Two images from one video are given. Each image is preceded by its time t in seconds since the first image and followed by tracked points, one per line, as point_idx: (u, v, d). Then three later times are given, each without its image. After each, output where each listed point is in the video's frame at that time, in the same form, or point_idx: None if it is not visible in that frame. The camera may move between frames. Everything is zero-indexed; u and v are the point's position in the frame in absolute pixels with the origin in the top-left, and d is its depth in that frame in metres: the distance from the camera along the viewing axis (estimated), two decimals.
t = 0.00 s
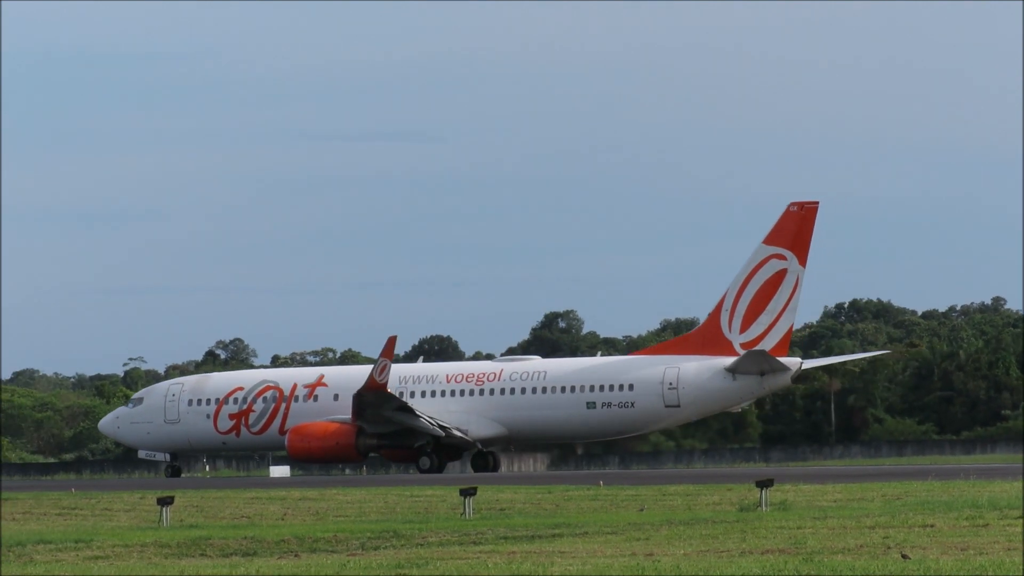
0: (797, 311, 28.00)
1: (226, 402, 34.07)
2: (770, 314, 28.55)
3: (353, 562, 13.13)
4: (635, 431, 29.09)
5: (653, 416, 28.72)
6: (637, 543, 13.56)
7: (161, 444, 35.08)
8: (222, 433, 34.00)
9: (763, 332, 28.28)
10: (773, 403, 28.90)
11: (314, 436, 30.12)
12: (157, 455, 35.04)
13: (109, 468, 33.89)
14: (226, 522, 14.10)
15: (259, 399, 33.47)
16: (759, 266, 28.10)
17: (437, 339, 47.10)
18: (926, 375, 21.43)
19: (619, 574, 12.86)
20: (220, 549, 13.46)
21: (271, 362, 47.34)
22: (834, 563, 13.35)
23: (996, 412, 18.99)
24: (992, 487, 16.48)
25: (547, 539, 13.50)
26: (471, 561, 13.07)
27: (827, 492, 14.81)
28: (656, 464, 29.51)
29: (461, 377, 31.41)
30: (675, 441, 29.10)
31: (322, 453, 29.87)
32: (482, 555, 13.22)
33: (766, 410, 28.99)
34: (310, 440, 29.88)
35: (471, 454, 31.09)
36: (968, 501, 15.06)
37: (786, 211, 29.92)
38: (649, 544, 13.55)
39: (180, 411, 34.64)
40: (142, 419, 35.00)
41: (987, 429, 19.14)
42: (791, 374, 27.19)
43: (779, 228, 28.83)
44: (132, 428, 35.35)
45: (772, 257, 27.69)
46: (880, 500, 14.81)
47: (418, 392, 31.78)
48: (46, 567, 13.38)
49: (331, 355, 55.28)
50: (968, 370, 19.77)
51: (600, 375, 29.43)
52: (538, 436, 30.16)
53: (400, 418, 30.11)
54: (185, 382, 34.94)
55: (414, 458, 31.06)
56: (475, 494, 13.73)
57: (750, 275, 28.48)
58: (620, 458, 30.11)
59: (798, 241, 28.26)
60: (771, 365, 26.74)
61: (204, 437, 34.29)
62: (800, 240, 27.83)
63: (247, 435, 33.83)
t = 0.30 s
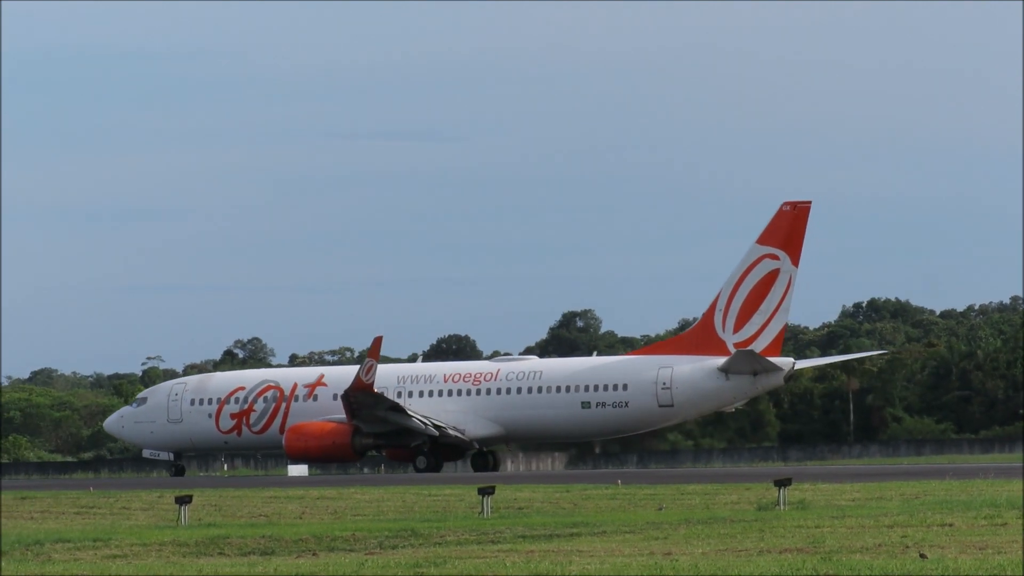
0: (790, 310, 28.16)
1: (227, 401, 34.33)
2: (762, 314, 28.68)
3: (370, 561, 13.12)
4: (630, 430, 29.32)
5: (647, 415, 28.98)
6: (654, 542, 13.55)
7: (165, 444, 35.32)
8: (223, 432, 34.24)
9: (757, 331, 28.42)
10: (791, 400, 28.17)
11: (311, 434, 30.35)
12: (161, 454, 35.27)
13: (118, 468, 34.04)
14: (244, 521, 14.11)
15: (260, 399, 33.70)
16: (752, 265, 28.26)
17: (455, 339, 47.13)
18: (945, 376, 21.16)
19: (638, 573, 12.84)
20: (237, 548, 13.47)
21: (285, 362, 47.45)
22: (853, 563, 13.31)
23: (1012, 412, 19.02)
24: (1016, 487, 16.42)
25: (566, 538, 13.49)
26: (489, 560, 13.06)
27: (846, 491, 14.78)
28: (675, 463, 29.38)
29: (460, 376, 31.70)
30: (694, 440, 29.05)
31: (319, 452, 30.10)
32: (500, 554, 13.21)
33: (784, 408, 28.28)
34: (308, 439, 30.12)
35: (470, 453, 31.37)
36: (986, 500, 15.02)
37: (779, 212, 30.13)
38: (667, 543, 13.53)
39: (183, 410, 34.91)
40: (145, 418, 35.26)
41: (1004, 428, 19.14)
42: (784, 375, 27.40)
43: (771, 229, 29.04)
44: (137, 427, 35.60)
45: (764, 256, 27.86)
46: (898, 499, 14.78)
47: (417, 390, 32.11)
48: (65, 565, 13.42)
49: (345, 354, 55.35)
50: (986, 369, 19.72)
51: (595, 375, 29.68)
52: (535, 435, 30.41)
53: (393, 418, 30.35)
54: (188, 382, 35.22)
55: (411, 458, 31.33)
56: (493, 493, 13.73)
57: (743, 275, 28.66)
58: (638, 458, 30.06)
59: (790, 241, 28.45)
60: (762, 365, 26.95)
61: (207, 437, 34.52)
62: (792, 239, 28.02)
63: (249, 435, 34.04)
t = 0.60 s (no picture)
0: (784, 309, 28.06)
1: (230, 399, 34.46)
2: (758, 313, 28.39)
3: (390, 559, 13.11)
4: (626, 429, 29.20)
5: (643, 414, 28.86)
6: (674, 539, 13.53)
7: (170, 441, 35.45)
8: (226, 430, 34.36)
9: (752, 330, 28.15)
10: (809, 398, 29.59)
11: (309, 433, 30.38)
12: (166, 451, 35.41)
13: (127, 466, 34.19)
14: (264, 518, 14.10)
15: (262, 396, 33.80)
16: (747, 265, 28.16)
17: (474, 337, 47.14)
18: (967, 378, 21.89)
19: (657, 571, 12.83)
20: (256, 545, 13.46)
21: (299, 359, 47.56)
22: (873, 561, 13.28)
23: None
24: None
25: (585, 536, 13.47)
26: (509, 558, 13.05)
27: (865, 489, 14.74)
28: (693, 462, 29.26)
29: (458, 374, 31.57)
30: (714, 439, 28.95)
31: (317, 451, 30.12)
32: (520, 551, 13.21)
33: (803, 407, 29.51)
34: (305, 438, 30.16)
35: (470, 452, 31.25)
36: (1008, 499, 14.96)
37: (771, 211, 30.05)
38: (686, 541, 13.52)
39: (187, 408, 35.03)
40: (150, 415, 35.41)
41: None
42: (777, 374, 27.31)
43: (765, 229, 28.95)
44: (142, 424, 35.80)
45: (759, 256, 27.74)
46: (917, 497, 14.74)
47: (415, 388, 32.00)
48: (85, 562, 13.42)
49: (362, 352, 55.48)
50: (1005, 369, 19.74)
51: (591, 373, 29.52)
52: (531, 434, 30.27)
53: (386, 417, 30.22)
54: (192, 379, 35.31)
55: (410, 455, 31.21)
56: (512, 490, 13.68)
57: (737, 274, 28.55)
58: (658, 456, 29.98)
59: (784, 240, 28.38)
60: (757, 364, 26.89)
61: (211, 435, 34.66)
62: (787, 238, 27.94)
63: (251, 433, 34.15)
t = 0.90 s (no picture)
0: (780, 308, 28.16)
1: (236, 397, 34.64)
2: (753, 312, 28.50)
3: (410, 557, 13.10)
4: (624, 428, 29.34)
5: (639, 413, 29.03)
6: (694, 538, 13.50)
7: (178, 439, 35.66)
8: (232, 428, 34.52)
9: (747, 329, 28.26)
10: (831, 396, 31.50)
11: (309, 431, 30.51)
12: (174, 449, 35.61)
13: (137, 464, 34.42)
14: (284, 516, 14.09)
15: (267, 395, 33.97)
16: (742, 265, 28.25)
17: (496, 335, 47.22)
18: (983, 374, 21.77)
19: (678, 570, 12.81)
20: (277, 543, 13.46)
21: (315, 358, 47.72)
22: (894, 560, 13.23)
23: None
24: None
25: (606, 534, 13.45)
26: (530, 557, 13.04)
27: (886, 489, 14.71)
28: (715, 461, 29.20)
29: (458, 373, 31.67)
30: (734, 438, 30.85)
31: (318, 449, 30.27)
32: (541, 550, 13.20)
33: (824, 407, 31.34)
34: (306, 436, 30.31)
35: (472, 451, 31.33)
36: None
37: (767, 210, 30.10)
38: (707, 540, 13.49)
39: (193, 406, 35.24)
40: (157, 414, 35.64)
41: None
42: (773, 373, 27.53)
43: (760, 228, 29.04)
44: (151, 422, 36.08)
45: (755, 255, 27.83)
46: (939, 497, 14.71)
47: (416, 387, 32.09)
48: (106, 559, 13.43)
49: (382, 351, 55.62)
50: None
51: (589, 373, 29.65)
52: (529, 433, 30.38)
53: (384, 415, 30.34)
54: (199, 378, 35.54)
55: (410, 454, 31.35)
56: (533, 489, 13.65)
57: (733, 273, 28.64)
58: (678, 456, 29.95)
59: (780, 239, 28.49)
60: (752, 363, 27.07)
61: (217, 432, 34.83)
62: (782, 238, 28.04)
63: (256, 430, 34.30)
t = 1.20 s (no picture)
0: (778, 311, 28.24)
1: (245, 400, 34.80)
2: (752, 316, 28.50)
3: (434, 559, 13.09)
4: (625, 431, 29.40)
5: (639, 416, 29.08)
6: (718, 541, 13.49)
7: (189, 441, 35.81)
8: (241, 430, 34.67)
9: (746, 333, 28.26)
10: (857, 399, 30.28)
11: (313, 435, 30.66)
12: (185, 451, 35.76)
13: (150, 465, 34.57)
14: (308, 518, 14.10)
15: (275, 397, 34.12)
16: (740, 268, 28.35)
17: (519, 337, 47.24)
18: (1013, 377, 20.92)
19: (703, 572, 12.80)
20: (301, 545, 13.46)
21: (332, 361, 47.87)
22: (918, 563, 13.20)
23: None
24: None
25: (630, 536, 13.45)
26: (553, 559, 13.03)
27: (910, 491, 14.72)
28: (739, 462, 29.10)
29: (462, 376, 31.73)
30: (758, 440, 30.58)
31: (320, 453, 30.42)
32: (564, 552, 13.18)
33: (849, 409, 30.12)
34: (308, 440, 30.48)
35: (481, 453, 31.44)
36: None
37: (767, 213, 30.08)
38: (731, 542, 13.48)
39: (203, 408, 35.41)
40: (168, 416, 35.81)
41: None
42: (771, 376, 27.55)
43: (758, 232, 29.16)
44: (162, 424, 36.24)
45: (753, 258, 27.94)
46: (963, 500, 14.71)
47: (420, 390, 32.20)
48: (129, 561, 13.45)
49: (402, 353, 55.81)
50: None
51: (591, 376, 29.69)
52: (532, 436, 30.43)
53: (383, 418, 30.64)
54: (208, 380, 35.71)
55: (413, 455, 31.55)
56: (557, 492, 13.63)
57: (732, 276, 28.74)
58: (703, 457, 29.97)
59: (778, 242, 28.48)
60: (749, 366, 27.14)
61: (227, 434, 34.93)
62: (780, 240, 28.15)
63: (265, 432, 34.39)
